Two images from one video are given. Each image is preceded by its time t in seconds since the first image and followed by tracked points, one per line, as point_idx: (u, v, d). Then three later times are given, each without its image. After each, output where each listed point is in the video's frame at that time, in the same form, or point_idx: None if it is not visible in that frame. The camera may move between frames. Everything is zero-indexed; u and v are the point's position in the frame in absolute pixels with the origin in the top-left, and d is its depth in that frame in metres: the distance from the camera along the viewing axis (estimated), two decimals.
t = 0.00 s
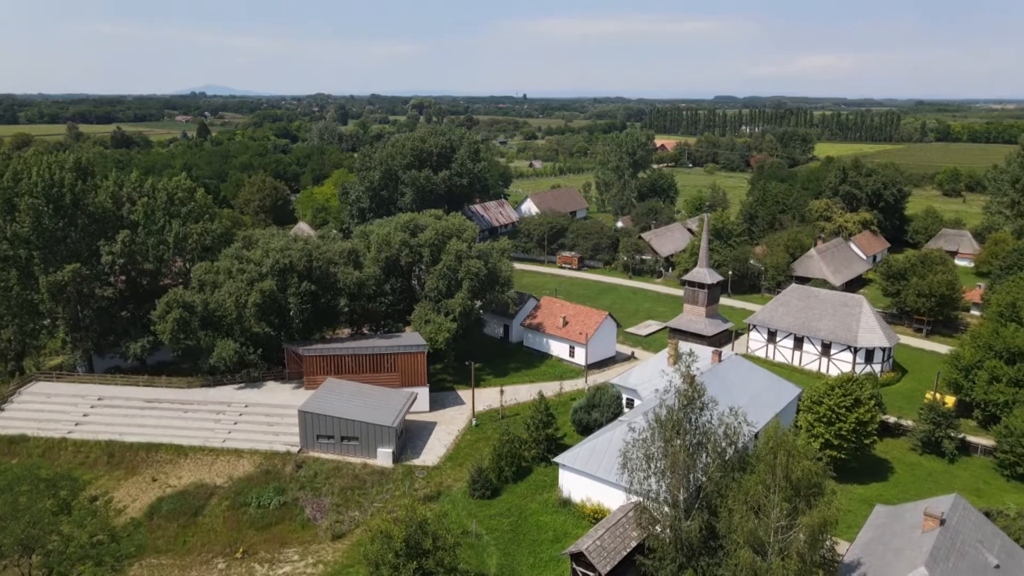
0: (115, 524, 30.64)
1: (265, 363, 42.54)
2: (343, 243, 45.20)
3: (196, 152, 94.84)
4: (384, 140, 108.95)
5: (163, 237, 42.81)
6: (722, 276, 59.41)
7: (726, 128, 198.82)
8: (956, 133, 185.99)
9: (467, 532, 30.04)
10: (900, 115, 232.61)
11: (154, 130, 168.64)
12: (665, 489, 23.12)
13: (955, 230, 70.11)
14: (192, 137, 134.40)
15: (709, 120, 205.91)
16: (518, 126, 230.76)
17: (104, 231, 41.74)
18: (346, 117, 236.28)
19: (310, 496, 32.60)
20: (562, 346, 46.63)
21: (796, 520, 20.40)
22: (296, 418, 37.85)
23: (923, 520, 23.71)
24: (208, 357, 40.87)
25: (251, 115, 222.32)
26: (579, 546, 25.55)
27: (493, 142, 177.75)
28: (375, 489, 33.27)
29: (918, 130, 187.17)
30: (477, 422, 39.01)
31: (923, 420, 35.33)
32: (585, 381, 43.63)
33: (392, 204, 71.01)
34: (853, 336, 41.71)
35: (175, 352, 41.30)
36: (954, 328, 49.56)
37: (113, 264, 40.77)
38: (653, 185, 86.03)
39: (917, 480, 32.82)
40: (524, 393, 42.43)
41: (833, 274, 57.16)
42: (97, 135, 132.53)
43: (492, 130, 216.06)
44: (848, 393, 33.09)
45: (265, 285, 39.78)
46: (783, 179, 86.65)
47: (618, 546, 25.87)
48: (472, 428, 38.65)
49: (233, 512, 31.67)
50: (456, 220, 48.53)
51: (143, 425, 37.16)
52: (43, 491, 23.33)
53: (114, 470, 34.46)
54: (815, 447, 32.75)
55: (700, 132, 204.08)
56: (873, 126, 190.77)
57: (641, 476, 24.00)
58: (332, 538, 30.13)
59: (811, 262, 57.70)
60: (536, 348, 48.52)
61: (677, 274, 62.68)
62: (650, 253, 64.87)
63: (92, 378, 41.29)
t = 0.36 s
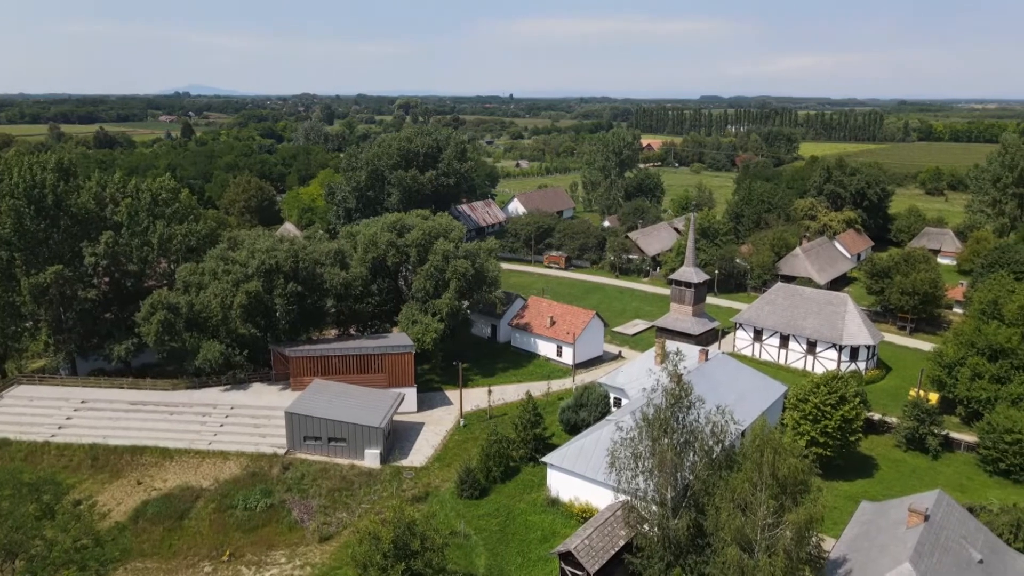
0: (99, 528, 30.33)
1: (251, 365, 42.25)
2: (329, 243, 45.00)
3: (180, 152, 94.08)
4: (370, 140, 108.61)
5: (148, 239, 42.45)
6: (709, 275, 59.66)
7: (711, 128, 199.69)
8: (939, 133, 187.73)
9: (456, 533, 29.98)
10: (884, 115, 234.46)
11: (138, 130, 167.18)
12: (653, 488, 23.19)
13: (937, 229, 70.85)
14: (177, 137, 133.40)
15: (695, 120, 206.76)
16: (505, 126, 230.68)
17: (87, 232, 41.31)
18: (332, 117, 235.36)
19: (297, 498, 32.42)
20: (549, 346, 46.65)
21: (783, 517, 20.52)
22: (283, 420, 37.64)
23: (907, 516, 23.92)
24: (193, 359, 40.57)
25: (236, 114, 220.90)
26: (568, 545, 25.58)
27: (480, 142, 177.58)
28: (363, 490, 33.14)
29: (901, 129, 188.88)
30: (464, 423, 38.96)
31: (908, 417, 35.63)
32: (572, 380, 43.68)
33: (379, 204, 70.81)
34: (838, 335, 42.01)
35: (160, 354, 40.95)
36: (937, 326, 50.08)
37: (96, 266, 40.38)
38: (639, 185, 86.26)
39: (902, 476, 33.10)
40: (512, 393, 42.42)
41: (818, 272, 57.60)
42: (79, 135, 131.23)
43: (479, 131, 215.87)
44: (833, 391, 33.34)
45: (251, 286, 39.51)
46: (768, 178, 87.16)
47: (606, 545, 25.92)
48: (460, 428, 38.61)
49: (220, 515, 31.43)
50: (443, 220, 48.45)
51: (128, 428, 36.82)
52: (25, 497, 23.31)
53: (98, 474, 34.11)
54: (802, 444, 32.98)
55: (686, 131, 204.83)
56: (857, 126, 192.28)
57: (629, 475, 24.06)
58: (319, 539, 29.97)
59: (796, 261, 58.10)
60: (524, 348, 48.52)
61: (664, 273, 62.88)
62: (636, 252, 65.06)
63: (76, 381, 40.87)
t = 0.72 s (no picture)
0: (83, 532, 30.02)
1: (237, 366, 41.95)
2: (315, 244, 44.78)
3: (164, 153, 93.33)
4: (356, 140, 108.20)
5: (131, 240, 42.08)
6: (695, 274, 59.89)
7: (697, 127, 200.64)
8: (921, 132, 189.48)
9: (443, 534, 29.91)
10: (867, 115, 236.40)
11: (121, 130, 165.72)
12: (640, 486, 23.24)
13: (920, 227, 71.52)
14: (161, 137, 132.36)
15: (681, 120, 207.47)
16: (491, 126, 230.47)
17: (70, 234, 40.89)
18: (317, 117, 234.23)
19: (284, 500, 32.25)
20: (537, 346, 46.66)
21: (769, 514, 20.63)
22: (269, 421, 37.43)
23: (892, 513, 24.11)
24: (178, 361, 40.26)
25: (221, 114, 219.52)
26: (556, 544, 25.59)
27: (466, 142, 177.36)
28: (350, 492, 33.00)
29: (884, 129, 190.39)
30: (452, 423, 38.91)
31: (892, 414, 35.92)
32: (560, 380, 43.73)
33: (365, 205, 70.60)
34: (823, 333, 42.29)
35: (144, 356, 40.59)
36: (920, 323, 50.57)
37: (78, 267, 39.96)
38: (626, 185, 86.50)
39: (887, 473, 33.37)
40: (499, 393, 42.40)
41: (803, 271, 58.01)
42: (60, 136, 129.93)
43: (466, 131, 215.59)
44: (818, 388, 33.55)
45: (236, 287, 39.23)
46: (753, 177, 87.62)
47: (594, 544, 25.95)
48: (447, 428, 38.55)
49: (205, 517, 31.19)
50: (429, 220, 48.36)
51: (112, 431, 36.47)
52: (8, 501, 22.97)
53: (82, 477, 33.75)
54: (788, 442, 33.19)
55: (672, 131, 205.52)
56: (841, 125, 193.63)
57: (616, 474, 24.11)
58: (307, 542, 29.82)
59: (781, 260, 58.48)
60: (511, 348, 48.50)
61: (651, 272, 63.09)
62: (623, 252, 65.24)
63: (59, 384, 40.44)
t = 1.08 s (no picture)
0: (67, 537, 29.69)
1: (223, 369, 41.46)
2: (301, 245, 44.57)
3: (148, 153, 92.57)
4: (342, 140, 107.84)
5: (114, 240, 41.70)
6: (682, 273, 60.12)
7: (683, 127, 201.56)
8: (904, 132, 191.34)
9: (431, 534, 29.84)
10: (848, 115, 238.25)
11: (104, 130, 164.12)
12: (629, 485, 23.29)
13: (903, 226, 72.19)
14: (144, 137, 131.24)
15: (667, 120, 208.25)
16: (478, 126, 230.22)
17: (52, 235, 40.44)
18: (303, 117, 233.06)
19: (271, 503, 32.06)
20: (524, 346, 46.67)
21: (756, 512, 20.75)
22: (256, 423, 37.21)
23: (877, 509, 24.30)
24: (163, 363, 39.90)
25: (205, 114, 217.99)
26: (544, 544, 25.61)
27: (453, 142, 177.12)
28: (338, 493, 32.85)
29: (868, 129, 192.08)
30: (439, 423, 38.84)
31: (876, 411, 36.20)
32: (548, 379, 43.76)
33: (351, 205, 70.39)
34: (808, 331, 42.58)
35: (128, 358, 40.23)
36: (904, 321, 51.07)
37: (61, 269, 39.53)
38: (612, 184, 86.70)
39: (872, 470, 33.63)
40: (487, 393, 42.37)
41: (788, 270, 58.42)
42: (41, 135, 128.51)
43: (453, 130, 215.35)
44: (804, 386, 33.77)
45: (221, 288, 38.96)
46: (739, 177, 88.11)
47: (582, 543, 25.99)
48: (435, 429, 38.48)
49: (191, 520, 30.95)
50: (416, 220, 48.27)
51: (96, 434, 36.11)
52: None
53: (65, 481, 33.38)
54: (774, 440, 33.39)
55: (659, 131, 206.27)
56: (825, 125, 195.11)
57: (604, 473, 24.16)
58: (294, 544, 29.65)
59: (767, 259, 58.84)
60: (499, 348, 48.49)
61: (637, 271, 63.29)
62: (610, 251, 65.41)
63: (41, 387, 39.99)
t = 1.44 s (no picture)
0: (50, 542, 29.34)
1: (209, 370, 41.25)
2: (287, 245, 44.35)
3: (131, 154, 91.70)
4: (327, 140, 107.32)
5: (97, 242, 41.31)
6: (669, 272, 60.34)
7: (669, 126, 202.30)
8: (887, 131, 193.03)
9: (420, 535, 29.76)
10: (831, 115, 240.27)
11: (86, 130, 162.38)
12: (616, 484, 23.32)
13: (886, 225, 72.81)
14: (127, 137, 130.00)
15: (653, 120, 208.93)
16: (465, 126, 229.86)
17: (33, 237, 39.99)
18: (288, 116, 231.68)
19: (257, 505, 31.86)
20: (512, 346, 46.65)
21: (743, 509, 20.87)
22: (242, 425, 36.98)
23: (862, 506, 24.50)
24: (148, 365, 39.55)
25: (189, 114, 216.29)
26: (532, 543, 25.61)
27: (440, 142, 176.76)
28: (325, 495, 32.69)
29: (851, 128, 193.71)
30: (427, 424, 38.77)
31: (861, 408, 36.47)
32: (535, 379, 43.77)
33: (338, 205, 70.11)
34: (794, 329, 42.85)
35: (112, 360, 39.87)
36: (887, 319, 51.53)
37: (43, 271, 39.10)
38: (599, 184, 86.89)
39: (857, 467, 33.87)
40: (475, 393, 42.35)
41: (774, 269, 58.80)
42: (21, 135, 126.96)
43: (440, 130, 215.00)
44: (790, 384, 33.98)
45: (206, 289, 38.66)
46: (725, 176, 88.57)
47: (571, 542, 26.02)
48: (423, 429, 38.40)
49: (177, 524, 30.69)
50: (403, 220, 48.12)
51: (79, 437, 35.74)
52: None
53: (48, 485, 32.99)
54: (760, 437, 33.56)
55: (645, 130, 206.89)
56: (809, 125, 196.53)
57: (592, 472, 24.19)
58: (281, 546, 29.45)
59: (752, 257, 59.19)
60: (486, 348, 48.46)
61: (624, 271, 63.48)
62: (597, 251, 65.53)
63: (23, 390, 39.53)
